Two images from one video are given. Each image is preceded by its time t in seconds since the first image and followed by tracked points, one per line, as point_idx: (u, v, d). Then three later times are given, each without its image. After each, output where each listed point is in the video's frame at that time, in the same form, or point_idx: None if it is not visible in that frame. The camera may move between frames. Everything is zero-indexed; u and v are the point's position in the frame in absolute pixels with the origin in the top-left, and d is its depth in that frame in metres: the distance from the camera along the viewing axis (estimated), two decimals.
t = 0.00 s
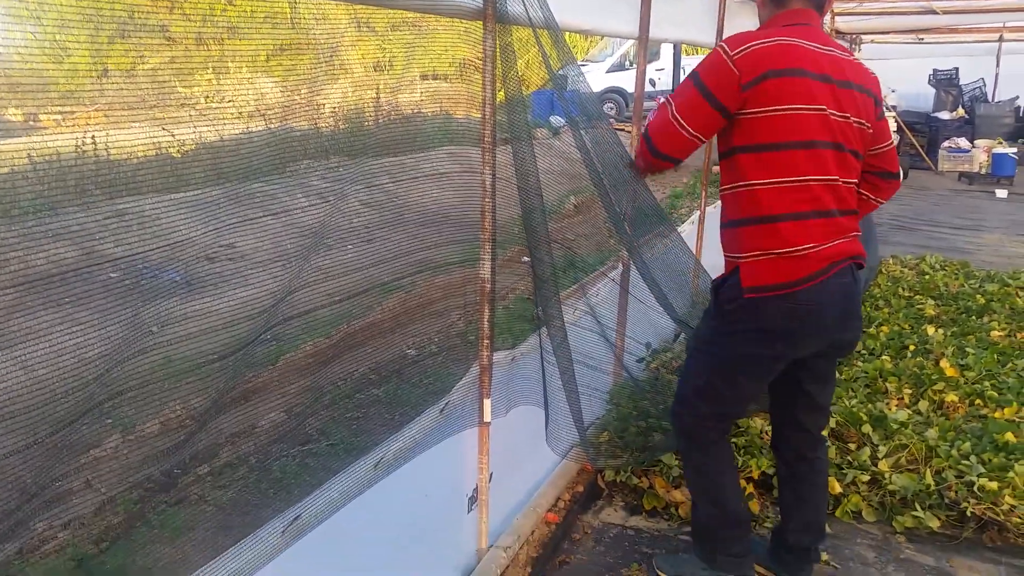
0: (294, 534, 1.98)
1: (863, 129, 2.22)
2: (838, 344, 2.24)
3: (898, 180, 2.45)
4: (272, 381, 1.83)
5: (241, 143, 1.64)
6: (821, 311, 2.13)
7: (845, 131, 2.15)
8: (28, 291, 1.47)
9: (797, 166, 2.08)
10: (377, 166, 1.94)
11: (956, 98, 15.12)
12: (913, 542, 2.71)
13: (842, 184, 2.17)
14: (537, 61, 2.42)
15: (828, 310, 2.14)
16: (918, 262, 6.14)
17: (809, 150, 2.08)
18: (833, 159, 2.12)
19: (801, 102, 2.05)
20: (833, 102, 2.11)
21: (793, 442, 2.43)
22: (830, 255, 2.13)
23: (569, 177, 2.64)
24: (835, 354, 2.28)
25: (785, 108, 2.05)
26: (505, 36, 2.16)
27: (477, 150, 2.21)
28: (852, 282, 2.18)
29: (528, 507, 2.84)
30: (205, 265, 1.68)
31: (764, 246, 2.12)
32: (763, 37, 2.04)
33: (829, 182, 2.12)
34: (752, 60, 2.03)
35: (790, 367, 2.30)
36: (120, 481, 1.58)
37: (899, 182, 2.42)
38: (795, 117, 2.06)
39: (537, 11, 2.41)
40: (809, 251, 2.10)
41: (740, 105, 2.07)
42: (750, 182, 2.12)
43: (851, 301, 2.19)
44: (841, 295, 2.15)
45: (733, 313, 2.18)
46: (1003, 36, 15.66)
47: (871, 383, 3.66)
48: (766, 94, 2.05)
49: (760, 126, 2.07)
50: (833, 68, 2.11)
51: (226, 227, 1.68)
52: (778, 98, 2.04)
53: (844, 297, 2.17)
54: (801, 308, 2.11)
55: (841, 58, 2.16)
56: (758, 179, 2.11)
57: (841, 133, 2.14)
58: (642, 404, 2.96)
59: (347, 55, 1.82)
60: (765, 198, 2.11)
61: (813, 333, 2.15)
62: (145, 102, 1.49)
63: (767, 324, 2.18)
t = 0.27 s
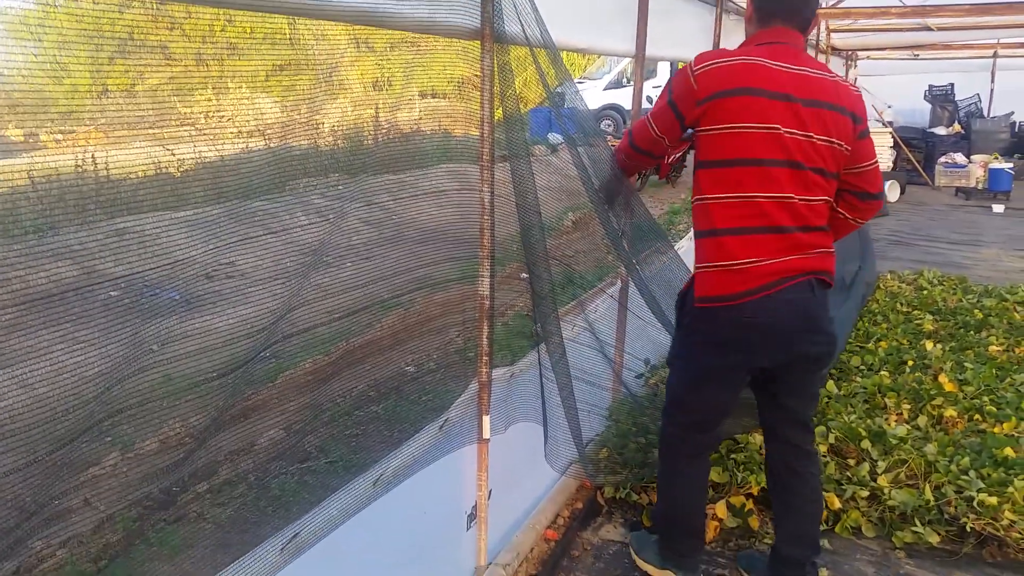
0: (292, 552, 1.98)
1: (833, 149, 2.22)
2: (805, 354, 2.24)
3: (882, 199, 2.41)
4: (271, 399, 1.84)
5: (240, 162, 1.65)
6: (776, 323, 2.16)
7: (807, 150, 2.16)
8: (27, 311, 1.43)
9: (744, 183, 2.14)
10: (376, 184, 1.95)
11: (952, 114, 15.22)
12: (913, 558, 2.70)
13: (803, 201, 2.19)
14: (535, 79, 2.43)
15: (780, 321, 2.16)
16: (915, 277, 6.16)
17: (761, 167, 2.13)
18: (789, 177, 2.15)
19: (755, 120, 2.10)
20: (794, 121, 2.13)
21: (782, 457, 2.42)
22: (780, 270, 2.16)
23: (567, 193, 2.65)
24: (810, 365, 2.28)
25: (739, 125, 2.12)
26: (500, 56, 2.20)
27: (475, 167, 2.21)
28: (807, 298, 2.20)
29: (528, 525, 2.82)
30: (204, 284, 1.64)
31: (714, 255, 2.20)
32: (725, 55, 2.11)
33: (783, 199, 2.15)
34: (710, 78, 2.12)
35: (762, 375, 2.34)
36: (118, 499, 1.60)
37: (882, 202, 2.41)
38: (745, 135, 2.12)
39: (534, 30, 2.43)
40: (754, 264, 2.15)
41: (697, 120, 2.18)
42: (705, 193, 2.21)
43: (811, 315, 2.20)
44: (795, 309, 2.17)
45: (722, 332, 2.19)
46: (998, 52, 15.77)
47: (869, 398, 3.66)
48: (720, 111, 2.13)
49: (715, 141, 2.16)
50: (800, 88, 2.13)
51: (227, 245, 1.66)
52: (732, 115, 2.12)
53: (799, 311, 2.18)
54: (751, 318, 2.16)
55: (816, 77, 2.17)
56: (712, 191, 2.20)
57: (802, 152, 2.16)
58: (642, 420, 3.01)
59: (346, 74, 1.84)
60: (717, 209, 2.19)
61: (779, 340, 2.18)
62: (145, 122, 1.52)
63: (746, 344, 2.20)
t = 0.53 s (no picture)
0: (285, 532, 1.95)
1: (791, 129, 2.14)
2: (756, 335, 2.23)
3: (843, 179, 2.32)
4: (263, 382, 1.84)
5: (231, 143, 1.66)
6: (724, 300, 2.14)
7: (760, 130, 2.10)
8: (17, 291, 1.47)
9: (692, 162, 2.12)
10: (369, 166, 1.93)
11: (944, 99, 15.23)
12: (900, 540, 2.73)
13: (757, 181, 2.14)
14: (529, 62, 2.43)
15: (724, 301, 2.14)
16: (905, 262, 6.19)
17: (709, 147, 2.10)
18: (738, 157, 2.10)
19: (703, 101, 2.08)
20: (744, 101, 2.07)
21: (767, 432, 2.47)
22: (728, 249, 2.12)
23: (560, 176, 2.65)
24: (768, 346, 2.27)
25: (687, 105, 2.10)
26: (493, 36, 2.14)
27: (466, 150, 2.18)
28: (757, 279, 2.15)
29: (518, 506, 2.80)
30: (195, 266, 1.70)
31: (666, 233, 2.20)
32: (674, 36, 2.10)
33: (733, 178, 2.11)
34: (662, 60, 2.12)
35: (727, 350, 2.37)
36: (110, 481, 1.63)
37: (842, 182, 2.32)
38: (695, 115, 2.09)
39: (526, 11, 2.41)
40: (700, 241, 2.13)
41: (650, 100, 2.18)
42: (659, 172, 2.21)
43: (759, 297, 2.16)
44: (741, 289, 2.14)
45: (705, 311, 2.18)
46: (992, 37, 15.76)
47: (858, 381, 3.69)
48: (670, 91, 2.12)
49: (666, 120, 2.15)
50: (753, 67, 2.07)
51: (217, 227, 1.69)
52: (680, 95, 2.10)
53: (747, 291, 2.15)
54: (698, 295, 2.15)
55: (774, 55, 2.09)
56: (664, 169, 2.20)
57: (755, 132, 2.09)
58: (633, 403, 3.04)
59: (338, 55, 1.81)
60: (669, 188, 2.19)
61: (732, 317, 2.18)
62: (135, 102, 1.48)
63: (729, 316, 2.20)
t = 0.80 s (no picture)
0: (275, 538, 1.97)
1: (793, 135, 2.24)
2: (760, 333, 2.34)
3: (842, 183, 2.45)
4: (253, 388, 1.83)
5: (220, 149, 1.65)
6: (728, 299, 2.23)
7: (766, 135, 2.19)
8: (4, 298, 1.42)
9: (701, 164, 2.20)
10: (359, 172, 1.94)
11: (934, 105, 15.34)
12: (892, 542, 2.74)
13: (760, 185, 2.24)
14: (521, 69, 2.46)
15: (730, 299, 2.23)
16: (896, 266, 6.22)
17: (716, 151, 2.18)
18: (744, 161, 2.19)
19: (712, 106, 2.15)
20: (752, 107, 2.16)
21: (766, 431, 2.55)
22: (733, 250, 2.22)
23: (549, 183, 2.69)
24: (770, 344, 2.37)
25: (696, 110, 2.17)
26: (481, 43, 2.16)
27: (457, 156, 2.21)
28: (760, 278, 2.25)
29: (511, 512, 2.80)
30: (184, 272, 1.64)
31: (671, 231, 2.28)
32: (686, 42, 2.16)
33: (739, 182, 2.21)
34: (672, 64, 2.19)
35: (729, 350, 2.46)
36: (99, 487, 1.61)
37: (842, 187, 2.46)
38: (705, 119, 2.17)
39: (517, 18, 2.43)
40: (706, 242, 2.21)
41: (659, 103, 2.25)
42: (665, 172, 2.28)
43: (762, 295, 2.27)
44: (747, 288, 2.24)
45: (712, 313, 2.25)
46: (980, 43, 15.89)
47: (850, 385, 3.70)
48: (679, 95, 2.19)
49: (674, 123, 2.22)
50: (760, 74, 2.16)
51: (206, 233, 1.66)
52: (689, 100, 2.17)
53: (752, 290, 2.25)
54: (704, 295, 2.23)
55: (780, 64, 2.19)
56: (671, 170, 2.27)
57: (761, 138, 2.19)
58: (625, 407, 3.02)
59: (328, 61, 1.82)
60: (675, 188, 2.27)
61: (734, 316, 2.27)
62: (124, 110, 1.48)
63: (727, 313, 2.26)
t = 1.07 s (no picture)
0: (271, 541, 1.96)
1: (815, 130, 2.33)
2: (781, 322, 2.39)
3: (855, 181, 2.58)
4: (247, 389, 1.82)
5: (213, 149, 1.64)
6: (751, 287, 2.29)
7: (791, 129, 2.27)
8: None
9: (727, 153, 2.27)
10: (352, 172, 1.94)
11: (925, 101, 15.41)
12: (886, 539, 2.75)
13: (783, 178, 2.32)
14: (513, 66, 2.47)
15: (754, 287, 2.29)
16: (889, 263, 6.25)
17: (743, 141, 2.25)
18: (769, 152, 2.27)
19: (741, 97, 2.23)
20: (779, 101, 2.24)
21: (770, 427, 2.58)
22: (756, 239, 2.28)
23: (541, 182, 2.70)
24: (789, 334, 2.42)
25: (725, 100, 2.24)
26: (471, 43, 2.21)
27: (451, 156, 2.23)
28: (782, 267, 2.32)
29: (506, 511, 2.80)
30: (178, 274, 1.64)
31: (695, 218, 2.34)
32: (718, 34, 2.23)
33: (763, 173, 2.28)
34: (702, 54, 2.25)
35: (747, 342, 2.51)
36: (93, 491, 1.56)
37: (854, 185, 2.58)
38: (733, 109, 2.24)
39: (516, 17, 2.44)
40: (730, 230, 2.27)
41: (687, 93, 2.31)
42: (691, 161, 2.34)
43: (784, 284, 2.33)
44: (770, 277, 2.30)
45: (735, 302, 2.30)
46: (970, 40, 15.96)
47: (843, 383, 3.72)
48: (708, 85, 2.25)
49: (701, 113, 2.29)
50: (787, 70, 2.25)
51: (198, 234, 1.66)
52: (719, 90, 2.24)
53: (774, 279, 2.31)
54: (726, 283, 2.29)
55: (806, 64, 2.29)
56: (696, 158, 2.33)
57: (787, 131, 2.27)
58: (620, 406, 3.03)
59: (320, 60, 1.81)
60: (700, 176, 2.33)
61: (753, 306, 2.32)
62: (116, 110, 1.47)
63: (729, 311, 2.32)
